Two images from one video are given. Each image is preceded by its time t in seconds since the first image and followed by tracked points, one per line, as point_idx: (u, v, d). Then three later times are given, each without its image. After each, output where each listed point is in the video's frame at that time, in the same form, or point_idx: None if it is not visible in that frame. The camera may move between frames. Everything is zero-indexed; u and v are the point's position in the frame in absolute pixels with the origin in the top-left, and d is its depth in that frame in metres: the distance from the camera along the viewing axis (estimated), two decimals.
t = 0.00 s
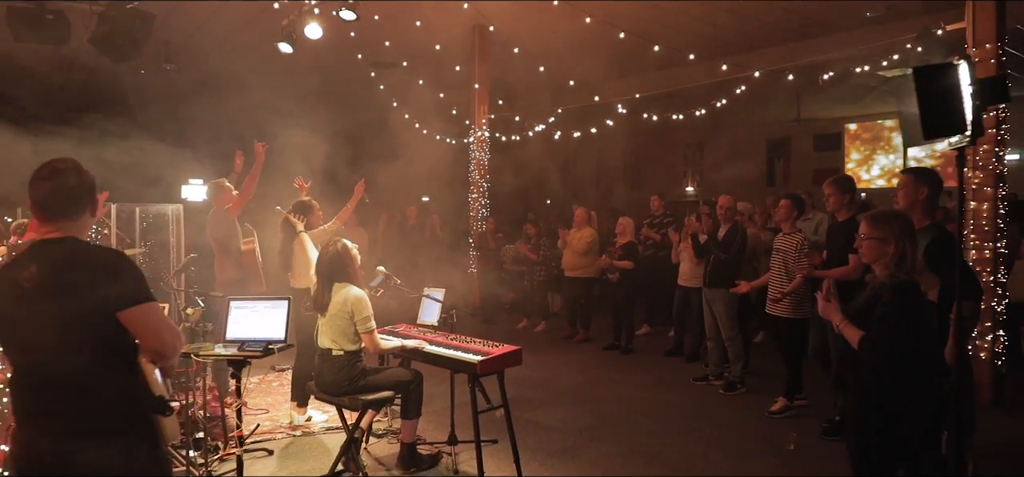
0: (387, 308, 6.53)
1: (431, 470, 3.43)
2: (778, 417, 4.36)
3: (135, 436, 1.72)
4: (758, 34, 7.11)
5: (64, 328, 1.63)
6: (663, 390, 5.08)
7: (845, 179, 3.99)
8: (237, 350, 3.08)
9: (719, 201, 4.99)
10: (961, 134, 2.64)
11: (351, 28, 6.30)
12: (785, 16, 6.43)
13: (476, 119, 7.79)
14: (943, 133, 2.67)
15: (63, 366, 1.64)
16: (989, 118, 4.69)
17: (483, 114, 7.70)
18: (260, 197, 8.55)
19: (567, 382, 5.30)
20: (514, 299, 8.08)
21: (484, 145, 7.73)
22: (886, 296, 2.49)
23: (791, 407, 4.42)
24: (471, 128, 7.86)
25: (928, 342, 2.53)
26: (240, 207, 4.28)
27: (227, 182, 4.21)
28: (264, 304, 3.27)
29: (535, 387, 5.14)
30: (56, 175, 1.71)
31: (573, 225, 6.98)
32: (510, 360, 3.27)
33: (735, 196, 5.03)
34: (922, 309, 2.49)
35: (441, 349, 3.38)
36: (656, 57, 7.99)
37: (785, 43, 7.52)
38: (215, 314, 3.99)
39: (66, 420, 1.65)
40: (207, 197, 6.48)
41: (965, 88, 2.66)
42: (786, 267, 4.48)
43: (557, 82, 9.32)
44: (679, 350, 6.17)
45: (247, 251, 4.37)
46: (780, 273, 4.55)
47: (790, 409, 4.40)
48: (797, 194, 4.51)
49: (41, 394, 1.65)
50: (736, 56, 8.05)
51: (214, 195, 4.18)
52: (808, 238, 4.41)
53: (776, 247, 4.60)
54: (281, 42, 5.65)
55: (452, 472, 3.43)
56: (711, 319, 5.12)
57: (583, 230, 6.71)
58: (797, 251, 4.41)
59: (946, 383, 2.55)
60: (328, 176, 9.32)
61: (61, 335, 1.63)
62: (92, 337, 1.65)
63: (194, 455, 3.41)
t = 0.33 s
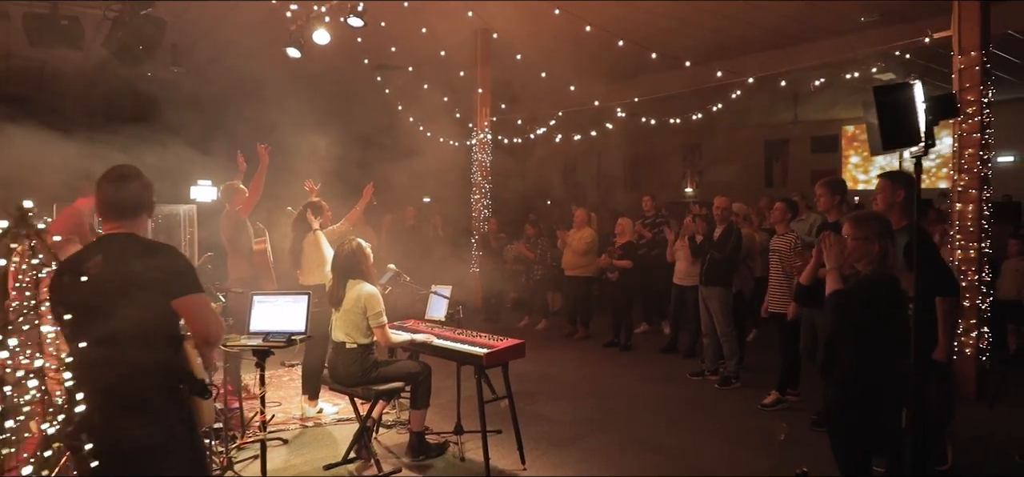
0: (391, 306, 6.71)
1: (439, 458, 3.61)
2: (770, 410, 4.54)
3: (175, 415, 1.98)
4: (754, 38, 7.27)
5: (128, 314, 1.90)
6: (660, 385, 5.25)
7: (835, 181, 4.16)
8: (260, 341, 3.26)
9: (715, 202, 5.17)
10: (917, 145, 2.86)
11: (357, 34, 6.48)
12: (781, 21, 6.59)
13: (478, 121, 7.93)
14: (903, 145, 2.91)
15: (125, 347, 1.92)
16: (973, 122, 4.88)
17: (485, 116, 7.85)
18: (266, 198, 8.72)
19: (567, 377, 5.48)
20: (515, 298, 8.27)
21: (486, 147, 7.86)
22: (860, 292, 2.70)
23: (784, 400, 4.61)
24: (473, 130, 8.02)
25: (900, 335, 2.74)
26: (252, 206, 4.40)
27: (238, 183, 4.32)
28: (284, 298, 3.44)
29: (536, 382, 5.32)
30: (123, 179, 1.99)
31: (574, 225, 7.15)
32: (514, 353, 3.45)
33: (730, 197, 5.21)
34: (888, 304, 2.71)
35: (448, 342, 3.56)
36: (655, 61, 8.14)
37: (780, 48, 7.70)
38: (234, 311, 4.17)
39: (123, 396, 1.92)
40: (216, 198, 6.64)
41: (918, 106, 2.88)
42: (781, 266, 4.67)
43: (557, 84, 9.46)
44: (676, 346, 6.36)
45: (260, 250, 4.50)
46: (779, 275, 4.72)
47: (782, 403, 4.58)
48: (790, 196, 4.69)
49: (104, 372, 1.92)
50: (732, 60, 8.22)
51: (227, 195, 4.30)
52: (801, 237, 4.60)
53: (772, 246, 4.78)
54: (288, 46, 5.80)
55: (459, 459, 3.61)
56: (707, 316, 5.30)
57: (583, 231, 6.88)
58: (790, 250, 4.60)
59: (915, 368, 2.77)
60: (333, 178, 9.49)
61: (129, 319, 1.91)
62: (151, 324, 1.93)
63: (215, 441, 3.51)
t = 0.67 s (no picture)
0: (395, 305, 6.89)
1: (446, 447, 3.80)
2: (764, 401, 4.74)
3: (208, 404, 2.21)
4: (750, 42, 7.44)
5: (180, 304, 2.14)
6: (657, 380, 5.43)
7: (826, 183, 4.32)
8: (282, 332, 3.44)
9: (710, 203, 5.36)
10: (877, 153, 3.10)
11: (365, 40, 6.69)
12: (776, 26, 6.77)
13: (481, 123, 8.10)
14: (865, 153, 3.14)
15: (174, 333, 2.14)
16: (959, 127, 5.07)
17: (487, 119, 8.00)
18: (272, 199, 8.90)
19: (567, 372, 5.66)
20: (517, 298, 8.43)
21: (489, 149, 8.01)
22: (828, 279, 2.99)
23: (777, 393, 4.81)
24: (477, 133, 8.18)
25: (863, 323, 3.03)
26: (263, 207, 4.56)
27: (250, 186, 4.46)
28: (302, 293, 3.63)
29: (537, 377, 5.49)
30: (185, 186, 2.28)
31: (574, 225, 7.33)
32: (517, 346, 3.64)
33: (725, 199, 5.39)
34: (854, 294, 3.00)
35: (454, 336, 3.75)
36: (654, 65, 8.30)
37: (776, 51, 7.86)
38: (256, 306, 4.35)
39: (169, 377, 2.15)
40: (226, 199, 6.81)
41: (880, 118, 3.13)
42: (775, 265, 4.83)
43: (558, 87, 9.62)
44: (672, 344, 6.54)
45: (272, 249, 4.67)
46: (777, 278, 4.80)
47: (776, 395, 4.78)
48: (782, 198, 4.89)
49: (166, 352, 2.14)
50: (729, 63, 8.39)
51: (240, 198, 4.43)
52: (794, 236, 4.78)
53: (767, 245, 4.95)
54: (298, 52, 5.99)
55: (465, 448, 3.80)
56: (702, 312, 5.49)
57: (583, 231, 7.07)
58: (783, 249, 4.78)
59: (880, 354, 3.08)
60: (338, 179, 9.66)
61: (184, 311, 2.15)
62: (196, 318, 2.17)
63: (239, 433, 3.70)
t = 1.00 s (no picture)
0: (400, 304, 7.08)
1: (452, 436, 4.00)
2: (758, 394, 4.94)
3: (244, 388, 2.40)
4: (745, 47, 7.64)
5: (216, 299, 2.32)
6: (654, 375, 5.63)
7: (814, 184, 4.51)
8: (302, 326, 3.64)
9: (705, 204, 5.55)
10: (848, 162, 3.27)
11: (372, 46, 6.90)
12: (769, 32, 6.97)
13: (483, 126, 8.29)
14: (841, 159, 3.30)
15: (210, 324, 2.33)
16: (944, 131, 5.27)
17: (489, 122, 8.20)
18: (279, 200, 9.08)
19: (568, 368, 5.86)
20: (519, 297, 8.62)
21: (490, 151, 8.21)
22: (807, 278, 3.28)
23: (770, 386, 5.02)
24: (478, 135, 8.38)
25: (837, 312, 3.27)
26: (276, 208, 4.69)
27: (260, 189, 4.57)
28: (318, 290, 3.83)
29: (538, 372, 5.69)
30: (218, 189, 2.45)
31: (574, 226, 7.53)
32: (520, 341, 3.83)
33: (719, 200, 5.59)
34: (833, 291, 3.28)
35: (460, 331, 3.95)
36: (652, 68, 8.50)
37: (771, 55, 8.06)
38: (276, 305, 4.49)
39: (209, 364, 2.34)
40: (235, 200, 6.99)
41: (847, 129, 3.31)
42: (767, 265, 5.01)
43: (559, 89, 9.82)
44: (670, 341, 6.73)
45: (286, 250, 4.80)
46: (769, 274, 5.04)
47: (768, 388, 4.98)
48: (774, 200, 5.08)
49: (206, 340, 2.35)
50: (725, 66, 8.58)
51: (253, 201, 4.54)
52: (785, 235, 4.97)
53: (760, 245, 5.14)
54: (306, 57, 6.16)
55: (471, 437, 4.00)
56: (698, 310, 5.69)
57: (583, 231, 7.27)
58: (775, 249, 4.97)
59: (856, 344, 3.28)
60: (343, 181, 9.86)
61: (221, 305, 2.33)
62: (229, 311, 2.34)
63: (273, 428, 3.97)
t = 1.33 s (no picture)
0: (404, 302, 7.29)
1: (457, 426, 4.20)
2: (749, 388, 5.13)
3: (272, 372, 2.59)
4: (739, 51, 7.85)
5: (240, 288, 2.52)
6: (650, 370, 5.84)
7: (803, 186, 4.72)
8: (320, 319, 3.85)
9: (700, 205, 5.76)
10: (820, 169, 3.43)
11: (377, 52, 7.13)
12: (763, 38, 7.18)
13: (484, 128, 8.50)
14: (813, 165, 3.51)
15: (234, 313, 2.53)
16: (930, 135, 5.47)
17: (490, 124, 8.41)
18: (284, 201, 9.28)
19: (567, 363, 6.07)
20: (520, 295, 8.83)
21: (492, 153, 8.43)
22: (788, 281, 3.44)
23: (760, 380, 5.22)
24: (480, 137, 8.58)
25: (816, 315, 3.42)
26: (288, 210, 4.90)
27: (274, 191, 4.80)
28: (333, 286, 4.04)
29: (539, 367, 5.91)
30: (232, 191, 2.65)
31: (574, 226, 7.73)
32: (521, 334, 4.03)
33: (713, 201, 5.80)
34: (814, 292, 3.43)
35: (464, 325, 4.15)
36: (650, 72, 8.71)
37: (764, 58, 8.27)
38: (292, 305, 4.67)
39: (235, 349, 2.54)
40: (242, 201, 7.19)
41: (819, 139, 3.47)
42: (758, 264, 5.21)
43: (559, 92, 10.03)
44: (667, 338, 6.94)
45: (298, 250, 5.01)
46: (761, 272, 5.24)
47: (760, 382, 5.18)
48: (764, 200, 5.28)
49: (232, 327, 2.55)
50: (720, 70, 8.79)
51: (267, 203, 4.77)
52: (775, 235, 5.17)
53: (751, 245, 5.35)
54: (314, 62, 6.38)
55: (475, 427, 4.20)
56: (693, 307, 5.89)
57: (583, 231, 7.47)
58: (766, 248, 5.17)
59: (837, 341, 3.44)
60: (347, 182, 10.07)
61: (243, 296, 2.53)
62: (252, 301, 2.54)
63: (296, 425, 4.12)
